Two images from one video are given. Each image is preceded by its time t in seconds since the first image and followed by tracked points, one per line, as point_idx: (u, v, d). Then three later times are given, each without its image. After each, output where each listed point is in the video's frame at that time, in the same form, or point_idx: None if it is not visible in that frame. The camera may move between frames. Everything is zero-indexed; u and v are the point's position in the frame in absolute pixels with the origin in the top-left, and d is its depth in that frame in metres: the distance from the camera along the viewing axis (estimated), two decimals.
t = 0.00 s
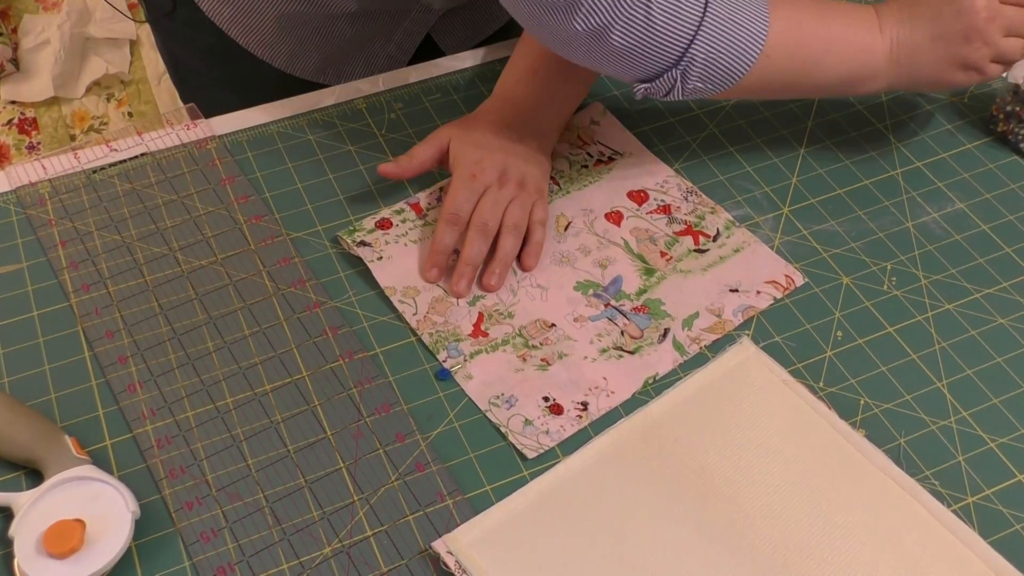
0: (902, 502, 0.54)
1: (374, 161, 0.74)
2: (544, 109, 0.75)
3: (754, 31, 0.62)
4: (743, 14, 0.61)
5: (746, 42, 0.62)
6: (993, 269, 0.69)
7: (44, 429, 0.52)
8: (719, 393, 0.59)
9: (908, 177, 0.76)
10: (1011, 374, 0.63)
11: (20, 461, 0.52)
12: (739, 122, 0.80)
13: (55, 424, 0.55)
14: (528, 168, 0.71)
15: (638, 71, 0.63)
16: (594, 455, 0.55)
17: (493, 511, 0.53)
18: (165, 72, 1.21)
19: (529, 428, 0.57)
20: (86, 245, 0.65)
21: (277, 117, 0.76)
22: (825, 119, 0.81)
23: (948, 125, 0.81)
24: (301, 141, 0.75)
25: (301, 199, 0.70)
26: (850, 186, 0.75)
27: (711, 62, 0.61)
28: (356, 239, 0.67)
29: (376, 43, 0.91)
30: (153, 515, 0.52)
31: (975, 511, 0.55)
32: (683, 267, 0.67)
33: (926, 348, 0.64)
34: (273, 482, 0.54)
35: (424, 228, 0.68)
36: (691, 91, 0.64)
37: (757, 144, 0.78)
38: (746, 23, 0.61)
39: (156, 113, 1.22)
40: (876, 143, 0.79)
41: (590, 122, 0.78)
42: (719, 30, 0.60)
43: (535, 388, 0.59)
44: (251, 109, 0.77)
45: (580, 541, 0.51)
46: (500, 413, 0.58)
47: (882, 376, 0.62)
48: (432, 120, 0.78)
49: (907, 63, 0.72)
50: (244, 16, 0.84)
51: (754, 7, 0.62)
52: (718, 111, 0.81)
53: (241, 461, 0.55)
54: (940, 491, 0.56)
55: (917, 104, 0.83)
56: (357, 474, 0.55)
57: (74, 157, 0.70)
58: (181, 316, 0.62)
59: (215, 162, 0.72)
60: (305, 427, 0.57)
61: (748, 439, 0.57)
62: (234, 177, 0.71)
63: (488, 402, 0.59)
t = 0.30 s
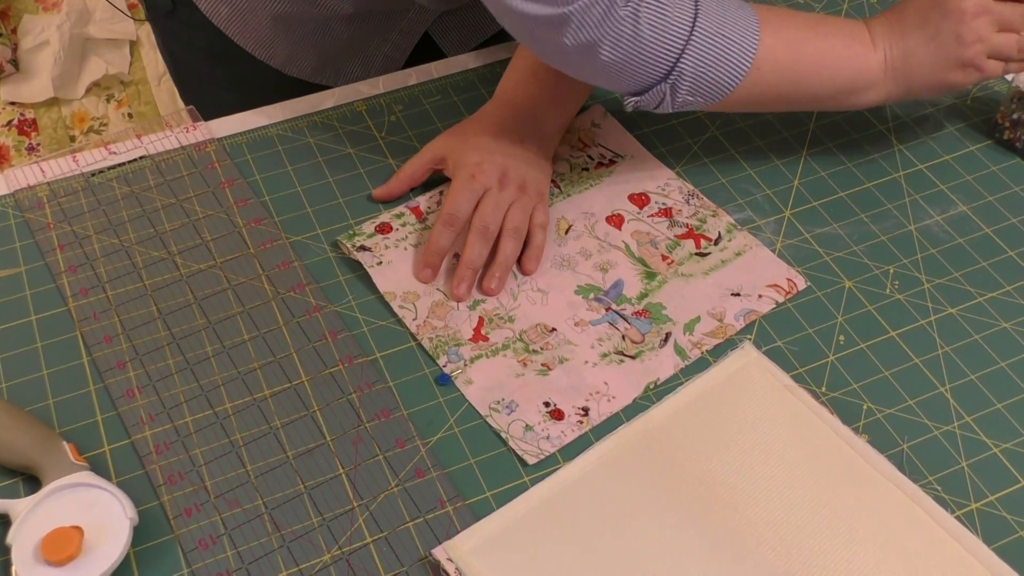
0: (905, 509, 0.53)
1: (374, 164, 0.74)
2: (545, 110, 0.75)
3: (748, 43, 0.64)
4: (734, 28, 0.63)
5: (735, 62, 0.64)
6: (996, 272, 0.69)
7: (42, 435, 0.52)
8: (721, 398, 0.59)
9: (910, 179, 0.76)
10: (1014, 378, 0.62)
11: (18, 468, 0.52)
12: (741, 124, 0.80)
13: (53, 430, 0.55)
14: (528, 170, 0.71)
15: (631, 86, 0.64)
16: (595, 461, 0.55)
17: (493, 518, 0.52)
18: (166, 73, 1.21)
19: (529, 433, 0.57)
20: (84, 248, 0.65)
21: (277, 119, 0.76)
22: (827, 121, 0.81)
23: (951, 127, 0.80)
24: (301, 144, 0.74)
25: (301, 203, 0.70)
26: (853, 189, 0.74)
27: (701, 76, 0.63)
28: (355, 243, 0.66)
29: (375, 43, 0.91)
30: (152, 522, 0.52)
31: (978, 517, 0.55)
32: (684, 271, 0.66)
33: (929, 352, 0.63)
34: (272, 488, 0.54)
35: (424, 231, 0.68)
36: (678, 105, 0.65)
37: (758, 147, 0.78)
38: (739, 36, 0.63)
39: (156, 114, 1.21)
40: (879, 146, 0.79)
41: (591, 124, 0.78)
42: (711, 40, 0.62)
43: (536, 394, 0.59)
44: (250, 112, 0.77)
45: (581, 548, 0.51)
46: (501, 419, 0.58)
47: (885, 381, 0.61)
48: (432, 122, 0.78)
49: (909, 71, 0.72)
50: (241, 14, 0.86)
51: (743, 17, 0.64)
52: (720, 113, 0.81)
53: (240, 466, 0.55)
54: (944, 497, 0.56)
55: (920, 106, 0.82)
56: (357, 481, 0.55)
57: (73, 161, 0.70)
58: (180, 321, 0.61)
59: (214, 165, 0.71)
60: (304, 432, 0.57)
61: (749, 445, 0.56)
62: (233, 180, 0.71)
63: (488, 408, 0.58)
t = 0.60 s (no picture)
0: (909, 517, 0.53)
1: (371, 166, 0.73)
2: (542, 105, 0.74)
3: None
4: None
5: (326, 3, 0.41)
6: (1001, 275, 0.68)
7: (33, 443, 0.51)
8: (721, 404, 0.58)
9: (914, 180, 0.75)
10: (1020, 383, 0.61)
11: (9, 477, 0.51)
12: (742, 125, 0.79)
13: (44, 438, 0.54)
14: (523, 169, 0.71)
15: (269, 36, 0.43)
16: (595, 468, 0.54)
17: (491, 527, 0.51)
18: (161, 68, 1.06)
19: (528, 440, 0.56)
20: (77, 253, 0.64)
21: (271, 121, 0.75)
22: (830, 121, 0.80)
23: (956, 128, 0.79)
24: (296, 146, 0.73)
25: (296, 206, 0.69)
26: (856, 191, 0.74)
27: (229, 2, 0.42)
28: (351, 248, 0.65)
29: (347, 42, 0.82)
30: (144, 532, 0.51)
31: (984, 525, 0.54)
32: (685, 274, 0.65)
33: (934, 357, 0.62)
34: (267, 497, 0.53)
35: (420, 235, 0.67)
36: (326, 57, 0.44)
37: (760, 148, 0.77)
38: None
39: (150, 115, 1.06)
40: (882, 147, 0.78)
41: (590, 123, 0.77)
42: None
43: (534, 400, 0.58)
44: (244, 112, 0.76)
45: (580, 559, 0.50)
46: (499, 425, 0.57)
47: (889, 386, 0.61)
48: (429, 123, 0.77)
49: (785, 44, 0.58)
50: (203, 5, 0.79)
51: None
52: (721, 114, 0.80)
53: (234, 475, 0.54)
54: (949, 505, 0.55)
55: (923, 107, 0.81)
56: (353, 490, 0.54)
57: (66, 164, 0.69)
58: (173, 326, 0.61)
59: (208, 168, 0.70)
60: (299, 440, 0.56)
61: (751, 451, 0.55)
62: (228, 183, 0.70)
63: (486, 414, 0.57)
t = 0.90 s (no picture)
0: (911, 525, 0.52)
1: (365, 167, 0.72)
2: (531, 116, 0.66)
3: None
4: None
5: None
6: (1003, 276, 0.67)
7: (21, 449, 0.50)
8: (720, 409, 0.57)
9: (915, 181, 0.74)
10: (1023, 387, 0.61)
11: None
12: (741, 125, 0.78)
13: (34, 444, 0.54)
14: (499, 193, 0.65)
15: None
16: (592, 475, 0.53)
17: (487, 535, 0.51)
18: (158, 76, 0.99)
19: (524, 446, 0.55)
20: (68, 255, 0.63)
21: (266, 121, 0.74)
22: (831, 121, 0.79)
23: (958, 127, 0.79)
24: (290, 146, 0.73)
25: (290, 207, 0.68)
26: (856, 191, 0.73)
27: None
28: (346, 251, 0.65)
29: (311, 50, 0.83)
30: (135, 540, 0.51)
31: (987, 532, 0.53)
32: (684, 276, 0.65)
33: (936, 360, 0.62)
34: (259, 504, 0.52)
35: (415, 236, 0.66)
36: None
37: (759, 148, 0.76)
38: None
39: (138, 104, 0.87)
40: (883, 146, 0.77)
41: (589, 122, 0.75)
42: None
43: (530, 406, 0.57)
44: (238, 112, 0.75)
45: (578, 567, 0.50)
46: (495, 430, 0.56)
47: (890, 390, 0.60)
48: (425, 123, 0.76)
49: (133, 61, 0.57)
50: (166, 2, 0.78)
51: None
52: (720, 114, 0.79)
53: (226, 482, 0.53)
54: (951, 512, 0.54)
55: (924, 106, 0.81)
56: (346, 496, 0.53)
57: (57, 165, 0.68)
58: (165, 330, 0.60)
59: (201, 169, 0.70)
60: (293, 446, 0.55)
61: (750, 458, 0.55)
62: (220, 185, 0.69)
63: (481, 419, 0.57)
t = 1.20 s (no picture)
0: (918, 535, 0.51)
1: (364, 168, 0.71)
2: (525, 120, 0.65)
3: None
4: None
5: None
6: (1011, 281, 0.66)
7: (13, 456, 0.49)
8: (724, 416, 0.56)
9: (922, 183, 0.73)
10: None
11: None
12: (745, 126, 0.77)
13: (27, 451, 0.53)
14: (490, 188, 0.64)
15: None
16: (594, 484, 0.53)
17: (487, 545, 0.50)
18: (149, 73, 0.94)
19: (524, 454, 0.54)
20: (62, 258, 0.62)
21: (263, 121, 0.73)
22: (836, 121, 0.78)
23: (965, 129, 0.78)
24: (288, 147, 0.72)
25: (288, 209, 0.68)
26: (862, 194, 0.72)
27: None
28: (344, 257, 0.64)
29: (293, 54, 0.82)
30: (129, 550, 0.50)
31: (996, 543, 0.53)
32: (686, 281, 0.64)
33: (942, 367, 0.61)
34: (256, 513, 0.52)
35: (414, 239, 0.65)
36: None
37: (764, 149, 0.75)
38: None
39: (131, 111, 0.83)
40: (889, 148, 0.76)
41: (591, 123, 0.74)
42: None
43: (530, 413, 0.56)
44: (235, 112, 0.74)
45: None
46: (494, 437, 0.55)
47: (896, 398, 0.59)
48: (425, 124, 0.75)
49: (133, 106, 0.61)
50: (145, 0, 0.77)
51: None
52: (723, 114, 0.78)
53: (222, 490, 0.52)
54: (959, 522, 0.53)
55: (930, 106, 0.80)
56: (345, 505, 0.52)
57: (52, 166, 0.68)
58: (160, 334, 0.59)
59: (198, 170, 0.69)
60: (290, 453, 0.54)
61: (755, 466, 0.54)
62: (217, 186, 0.68)
63: (481, 426, 0.56)
